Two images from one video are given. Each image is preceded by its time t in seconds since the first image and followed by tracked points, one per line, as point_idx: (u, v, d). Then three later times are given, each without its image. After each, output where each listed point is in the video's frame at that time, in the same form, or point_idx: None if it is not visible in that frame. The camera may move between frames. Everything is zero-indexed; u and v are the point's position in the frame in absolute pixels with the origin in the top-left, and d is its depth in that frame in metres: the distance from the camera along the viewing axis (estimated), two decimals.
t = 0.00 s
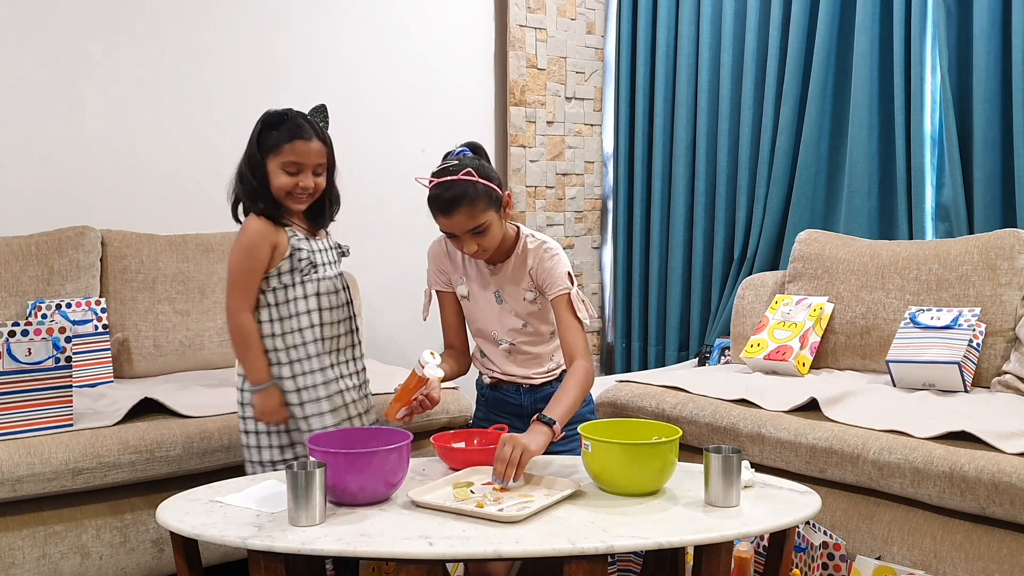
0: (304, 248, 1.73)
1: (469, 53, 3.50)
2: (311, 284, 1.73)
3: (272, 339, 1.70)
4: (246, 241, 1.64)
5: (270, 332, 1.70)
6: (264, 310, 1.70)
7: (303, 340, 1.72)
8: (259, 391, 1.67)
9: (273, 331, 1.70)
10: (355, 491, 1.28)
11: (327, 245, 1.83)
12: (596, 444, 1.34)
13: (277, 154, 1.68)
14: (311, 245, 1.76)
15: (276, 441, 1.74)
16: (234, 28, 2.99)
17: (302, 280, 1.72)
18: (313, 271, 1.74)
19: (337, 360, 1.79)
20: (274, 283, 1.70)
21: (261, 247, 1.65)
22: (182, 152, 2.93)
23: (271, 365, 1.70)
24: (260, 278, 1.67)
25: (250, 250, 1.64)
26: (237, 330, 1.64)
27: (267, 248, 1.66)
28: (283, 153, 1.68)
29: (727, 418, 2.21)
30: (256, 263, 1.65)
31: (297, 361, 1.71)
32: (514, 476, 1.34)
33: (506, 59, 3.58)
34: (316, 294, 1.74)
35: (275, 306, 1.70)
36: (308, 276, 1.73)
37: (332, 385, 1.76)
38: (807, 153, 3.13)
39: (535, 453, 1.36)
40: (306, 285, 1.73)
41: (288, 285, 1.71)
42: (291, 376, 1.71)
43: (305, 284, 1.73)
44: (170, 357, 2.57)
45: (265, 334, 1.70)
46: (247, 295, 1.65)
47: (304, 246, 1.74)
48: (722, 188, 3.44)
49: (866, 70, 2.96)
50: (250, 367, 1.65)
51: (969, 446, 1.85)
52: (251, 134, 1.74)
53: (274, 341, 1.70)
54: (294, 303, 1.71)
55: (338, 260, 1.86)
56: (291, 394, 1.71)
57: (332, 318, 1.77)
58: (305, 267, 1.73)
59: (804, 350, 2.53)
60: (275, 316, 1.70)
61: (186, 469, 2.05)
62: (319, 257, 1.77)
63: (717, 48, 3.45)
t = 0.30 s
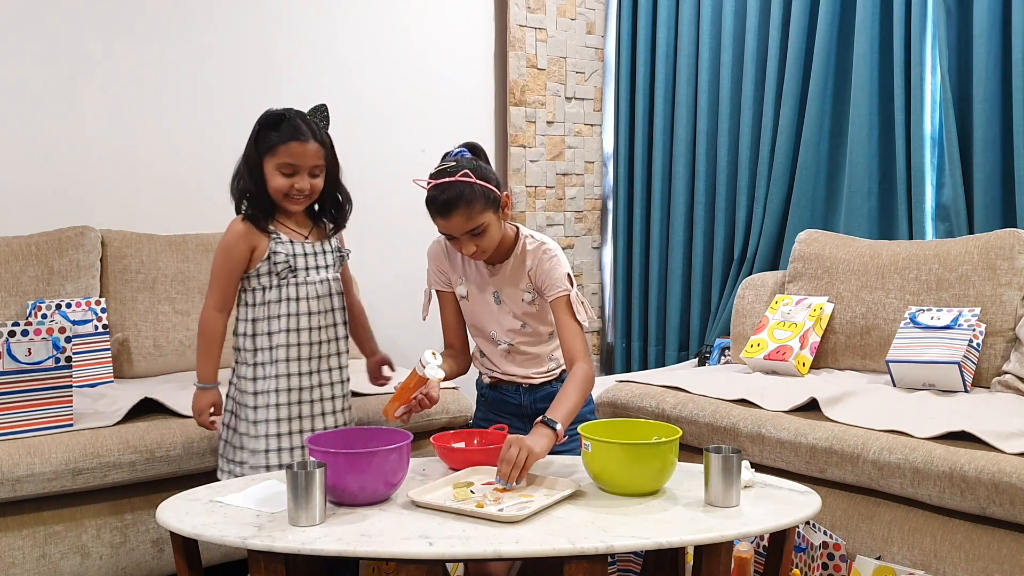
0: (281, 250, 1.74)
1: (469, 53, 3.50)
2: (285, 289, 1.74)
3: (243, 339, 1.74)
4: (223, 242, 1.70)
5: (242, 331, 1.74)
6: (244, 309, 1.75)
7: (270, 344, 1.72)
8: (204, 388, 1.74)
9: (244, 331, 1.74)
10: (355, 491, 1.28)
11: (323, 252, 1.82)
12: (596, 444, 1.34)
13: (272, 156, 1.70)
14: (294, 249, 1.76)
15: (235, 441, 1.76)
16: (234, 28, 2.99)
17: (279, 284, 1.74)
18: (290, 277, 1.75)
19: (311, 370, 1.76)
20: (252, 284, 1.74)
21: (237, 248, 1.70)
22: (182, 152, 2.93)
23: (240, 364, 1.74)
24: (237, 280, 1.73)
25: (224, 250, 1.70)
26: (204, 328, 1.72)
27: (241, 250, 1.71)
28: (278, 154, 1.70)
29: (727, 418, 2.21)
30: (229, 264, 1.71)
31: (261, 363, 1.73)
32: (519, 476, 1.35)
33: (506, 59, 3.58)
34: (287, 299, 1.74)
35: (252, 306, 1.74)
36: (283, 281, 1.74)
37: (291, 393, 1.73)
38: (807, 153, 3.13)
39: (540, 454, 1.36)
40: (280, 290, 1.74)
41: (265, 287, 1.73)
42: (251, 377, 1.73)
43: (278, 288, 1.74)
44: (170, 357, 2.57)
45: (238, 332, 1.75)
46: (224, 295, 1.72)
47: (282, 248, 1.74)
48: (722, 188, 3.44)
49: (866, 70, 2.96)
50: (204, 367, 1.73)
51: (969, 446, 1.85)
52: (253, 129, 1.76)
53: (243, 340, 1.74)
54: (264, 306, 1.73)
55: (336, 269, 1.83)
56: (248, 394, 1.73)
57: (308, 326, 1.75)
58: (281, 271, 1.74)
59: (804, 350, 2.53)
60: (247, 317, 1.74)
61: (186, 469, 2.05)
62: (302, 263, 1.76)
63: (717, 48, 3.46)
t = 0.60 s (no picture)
0: (265, 248, 1.71)
1: (469, 53, 3.50)
2: (268, 289, 1.70)
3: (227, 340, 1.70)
4: (205, 244, 1.67)
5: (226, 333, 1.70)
6: (226, 310, 1.70)
7: (254, 346, 1.69)
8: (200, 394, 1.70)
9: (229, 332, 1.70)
10: (355, 491, 1.28)
11: (305, 250, 1.77)
12: (596, 444, 1.34)
13: (257, 153, 1.65)
14: (277, 248, 1.72)
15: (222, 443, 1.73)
16: (234, 28, 2.99)
17: (262, 284, 1.70)
18: (274, 277, 1.71)
19: (295, 372, 1.72)
20: (236, 284, 1.70)
21: (220, 248, 1.67)
22: (182, 152, 2.93)
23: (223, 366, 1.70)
24: (221, 281, 1.68)
25: (207, 252, 1.66)
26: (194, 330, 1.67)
27: (223, 251, 1.67)
28: (263, 152, 1.65)
29: (727, 418, 2.21)
30: (213, 265, 1.67)
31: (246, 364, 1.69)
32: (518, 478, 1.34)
33: (506, 59, 3.58)
34: (271, 300, 1.70)
35: (235, 307, 1.70)
36: (266, 281, 1.70)
37: (273, 396, 1.70)
38: (807, 153, 3.13)
39: (540, 457, 1.36)
40: (263, 290, 1.70)
41: (248, 288, 1.69)
42: (234, 380, 1.69)
43: (262, 287, 1.69)
44: (170, 357, 2.57)
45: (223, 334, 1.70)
46: (212, 296, 1.68)
47: (265, 249, 1.70)
48: (722, 188, 3.44)
49: (866, 70, 2.96)
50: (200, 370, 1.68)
51: (969, 446, 1.85)
52: (236, 126, 1.71)
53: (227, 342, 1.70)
54: (247, 307, 1.69)
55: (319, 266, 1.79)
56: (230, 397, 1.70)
57: (293, 328, 1.71)
58: (265, 271, 1.70)
59: (804, 350, 2.53)
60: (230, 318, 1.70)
61: (186, 469, 2.05)
62: (284, 262, 1.72)
63: (717, 48, 3.45)
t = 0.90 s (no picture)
0: (247, 246, 1.68)
1: (469, 53, 3.50)
2: (251, 287, 1.68)
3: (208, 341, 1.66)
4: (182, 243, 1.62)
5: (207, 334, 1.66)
6: (206, 310, 1.67)
7: (238, 346, 1.66)
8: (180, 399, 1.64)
9: (210, 333, 1.66)
10: (355, 491, 1.28)
11: (287, 247, 1.76)
12: (596, 444, 1.34)
13: (234, 149, 1.64)
14: (260, 246, 1.70)
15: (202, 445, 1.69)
16: (234, 28, 2.99)
17: (245, 283, 1.68)
18: (256, 275, 1.69)
19: (278, 371, 1.71)
20: (217, 284, 1.67)
21: (200, 248, 1.63)
22: (182, 152, 2.93)
23: (204, 368, 1.66)
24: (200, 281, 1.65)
25: (186, 251, 1.62)
26: (171, 333, 1.62)
27: (203, 251, 1.63)
28: (240, 148, 1.64)
29: (727, 418, 2.21)
30: (193, 266, 1.63)
31: (229, 365, 1.66)
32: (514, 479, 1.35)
33: (506, 59, 3.58)
34: (254, 299, 1.68)
35: (215, 307, 1.67)
36: (249, 279, 1.68)
37: (259, 396, 1.68)
38: (807, 153, 3.13)
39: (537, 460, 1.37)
40: (246, 289, 1.67)
41: (230, 287, 1.66)
42: (216, 381, 1.66)
43: (244, 286, 1.67)
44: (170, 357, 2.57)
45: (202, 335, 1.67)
46: (188, 297, 1.63)
47: (247, 246, 1.68)
48: (722, 188, 3.44)
49: (866, 70, 2.96)
50: (180, 374, 1.63)
51: (969, 446, 1.85)
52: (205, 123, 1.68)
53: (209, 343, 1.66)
54: (229, 307, 1.66)
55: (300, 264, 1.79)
56: (213, 400, 1.66)
57: (278, 326, 1.70)
58: (248, 269, 1.68)
59: (804, 350, 2.53)
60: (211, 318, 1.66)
61: (186, 469, 2.05)
62: (268, 260, 1.71)
63: (717, 48, 3.45)
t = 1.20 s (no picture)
0: (238, 245, 1.68)
1: (470, 54, 3.50)
2: (242, 288, 1.67)
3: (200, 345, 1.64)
4: (170, 244, 1.61)
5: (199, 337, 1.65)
6: (196, 313, 1.65)
7: (231, 348, 1.66)
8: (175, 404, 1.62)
9: (202, 336, 1.65)
10: (355, 491, 1.28)
11: (274, 247, 1.77)
12: (596, 444, 1.34)
13: (222, 148, 1.64)
14: (249, 246, 1.70)
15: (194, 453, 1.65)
16: (234, 28, 2.99)
17: (236, 283, 1.67)
18: (247, 275, 1.68)
19: (271, 372, 1.70)
20: (206, 285, 1.66)
21: (189, 248, 1.62)
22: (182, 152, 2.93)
23: (197, 372, 1.64)
24: (191, 284, 1.64)
25: (175, 252, 1.61)
26: (163, 337, 1.61)
27: (193, 252, 1.62)
28: (228, 146, 1.64)
29: (727, 418, 2.21)
30: (183, 267, 1.62)
31: (222, 368, 1.65)
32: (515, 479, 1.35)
33: (506, 59, 3.58)
34: (245, 299, 1.67)
35: (206, 309, 1.65)
36: (239, 280, 1.67)
37: (252, 398, 1.68)
38: (807, 153, 3.13)
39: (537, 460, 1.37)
40: (237, 289, 1.67)
41: (221, 288, 1.66)
42: (211, 385, 1.64)
43: (235, 287, 1.67)
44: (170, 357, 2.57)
45: (193, 338, 1.65)
46: (178, 299, 1.62)
47: (237, 246, 1.68)
48: (722, 188, 3.44)
49: (866, 70, 2.96)
50: (174, 380, 1.61)
51: (969, 446, 1.85)
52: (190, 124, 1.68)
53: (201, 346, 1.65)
54: (221, 308, 1.65)
55: (288, 264, 1.79)
56: (209, 404, 1.64)
57: (271, 326, 1.70)
58: (238, 269, 1.67)
59: (804, 350, 2.53)
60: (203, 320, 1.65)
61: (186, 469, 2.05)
62: (258, 259, 1.71)
63: (717, 48, 3.45)
